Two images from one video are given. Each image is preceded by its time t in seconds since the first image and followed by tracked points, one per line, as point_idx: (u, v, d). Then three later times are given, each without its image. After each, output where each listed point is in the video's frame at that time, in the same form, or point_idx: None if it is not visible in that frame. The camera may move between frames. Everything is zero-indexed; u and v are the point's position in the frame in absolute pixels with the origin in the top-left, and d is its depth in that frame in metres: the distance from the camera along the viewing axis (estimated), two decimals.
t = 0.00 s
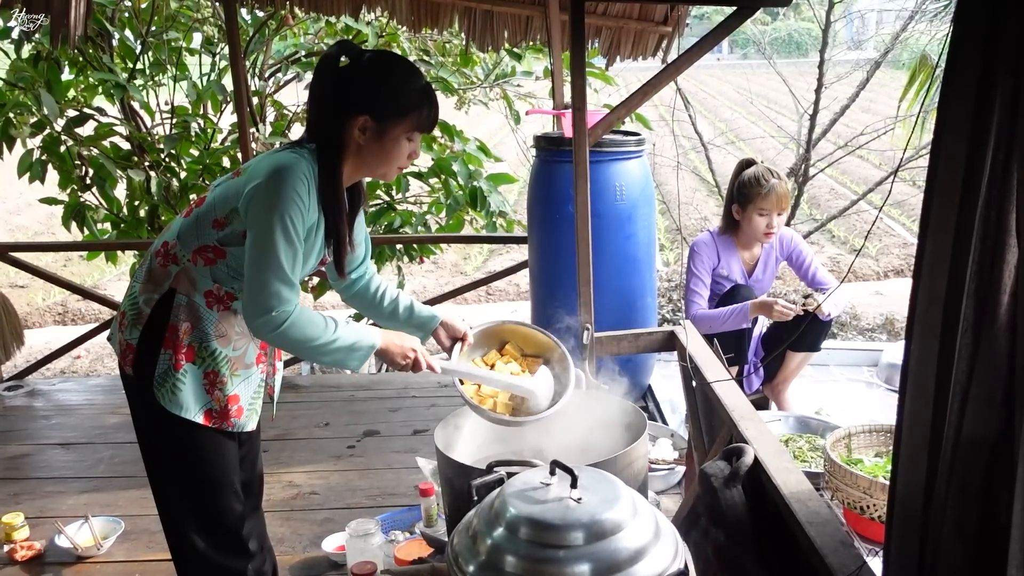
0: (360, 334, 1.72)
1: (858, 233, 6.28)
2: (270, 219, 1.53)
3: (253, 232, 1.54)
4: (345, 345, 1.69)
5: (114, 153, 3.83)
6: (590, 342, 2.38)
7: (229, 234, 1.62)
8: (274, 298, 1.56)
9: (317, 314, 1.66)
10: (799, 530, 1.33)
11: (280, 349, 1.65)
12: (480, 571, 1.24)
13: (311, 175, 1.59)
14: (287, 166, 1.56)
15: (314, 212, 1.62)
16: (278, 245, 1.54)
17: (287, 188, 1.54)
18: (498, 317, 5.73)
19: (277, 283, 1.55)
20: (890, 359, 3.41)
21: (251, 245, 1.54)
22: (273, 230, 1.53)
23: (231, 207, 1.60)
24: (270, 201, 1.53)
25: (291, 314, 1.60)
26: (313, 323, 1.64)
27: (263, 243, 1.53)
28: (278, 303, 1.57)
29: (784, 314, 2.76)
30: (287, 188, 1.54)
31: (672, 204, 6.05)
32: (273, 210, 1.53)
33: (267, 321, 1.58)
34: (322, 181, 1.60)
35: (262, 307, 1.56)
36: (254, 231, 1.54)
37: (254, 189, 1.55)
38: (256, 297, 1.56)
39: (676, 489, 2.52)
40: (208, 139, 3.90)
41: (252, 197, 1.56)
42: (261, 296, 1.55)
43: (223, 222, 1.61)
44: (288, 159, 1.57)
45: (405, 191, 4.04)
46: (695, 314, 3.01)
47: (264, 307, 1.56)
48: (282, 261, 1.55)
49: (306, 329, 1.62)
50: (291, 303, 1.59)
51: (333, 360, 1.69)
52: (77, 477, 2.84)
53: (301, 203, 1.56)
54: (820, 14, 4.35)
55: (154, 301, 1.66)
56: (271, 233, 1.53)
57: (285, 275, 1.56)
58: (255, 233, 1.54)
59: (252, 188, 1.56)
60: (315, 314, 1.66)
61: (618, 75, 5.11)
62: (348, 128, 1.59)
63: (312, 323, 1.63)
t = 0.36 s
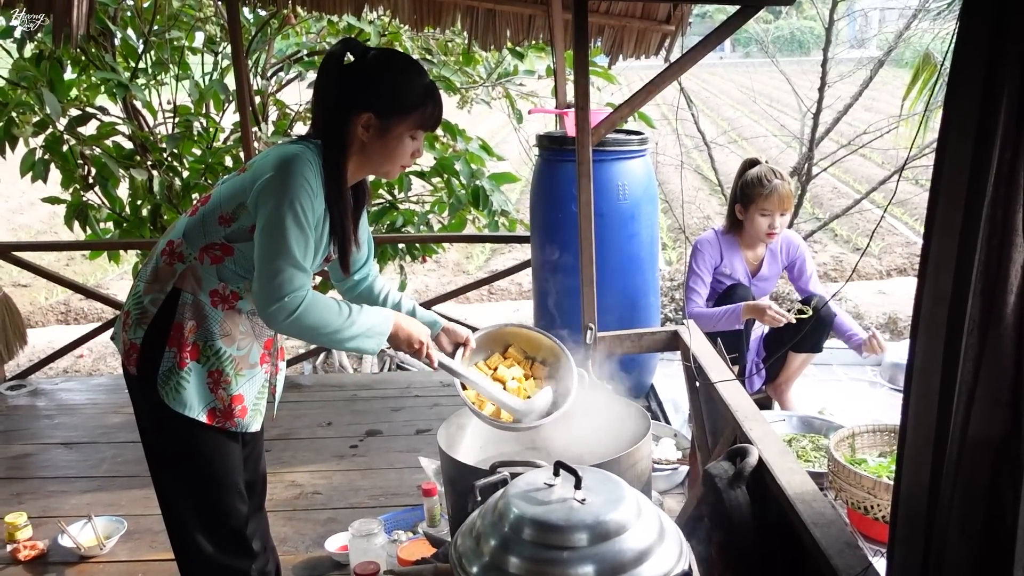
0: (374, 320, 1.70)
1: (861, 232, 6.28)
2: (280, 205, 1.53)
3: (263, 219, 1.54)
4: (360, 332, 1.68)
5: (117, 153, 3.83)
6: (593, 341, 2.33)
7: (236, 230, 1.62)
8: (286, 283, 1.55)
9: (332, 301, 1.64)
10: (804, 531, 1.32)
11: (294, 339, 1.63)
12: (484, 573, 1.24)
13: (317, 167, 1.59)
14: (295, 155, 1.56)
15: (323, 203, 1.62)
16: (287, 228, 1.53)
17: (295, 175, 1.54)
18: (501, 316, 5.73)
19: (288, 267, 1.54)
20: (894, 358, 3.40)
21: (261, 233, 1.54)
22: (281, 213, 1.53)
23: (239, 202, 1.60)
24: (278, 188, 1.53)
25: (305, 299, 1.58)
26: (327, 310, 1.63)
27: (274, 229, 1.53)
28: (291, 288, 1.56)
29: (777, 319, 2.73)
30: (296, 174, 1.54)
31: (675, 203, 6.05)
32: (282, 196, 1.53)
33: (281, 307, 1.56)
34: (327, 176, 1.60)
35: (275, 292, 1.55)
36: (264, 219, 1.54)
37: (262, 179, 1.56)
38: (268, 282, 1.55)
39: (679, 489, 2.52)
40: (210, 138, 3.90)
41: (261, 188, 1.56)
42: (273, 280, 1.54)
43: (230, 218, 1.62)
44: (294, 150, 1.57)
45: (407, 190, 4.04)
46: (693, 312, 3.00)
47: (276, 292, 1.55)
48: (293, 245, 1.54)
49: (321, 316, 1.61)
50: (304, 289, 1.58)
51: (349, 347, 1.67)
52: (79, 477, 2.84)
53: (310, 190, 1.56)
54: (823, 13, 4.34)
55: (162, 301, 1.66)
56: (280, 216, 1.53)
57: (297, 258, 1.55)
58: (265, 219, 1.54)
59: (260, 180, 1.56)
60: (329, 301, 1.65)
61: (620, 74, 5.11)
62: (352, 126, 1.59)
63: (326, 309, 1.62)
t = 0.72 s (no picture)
0: (373, 333, 1.70)
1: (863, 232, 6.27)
2: (284, 211, 1.52)
3: (267, 223, 1.53)
4: (357, 343, 1.67)
5: (119, 152, 3.82)
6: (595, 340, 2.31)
7: (243, 232, 1.61)
8: (283, 289, 1.54)
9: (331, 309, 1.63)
10: (810, 533, 1.32)
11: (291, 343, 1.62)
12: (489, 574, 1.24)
13: (325, 169, 1.58)
14: (304, 160, 1.55)
15: (330, 208, 1.61)
16: (290, 234, 1.52)
17: (302, 180, 1.53)
18: (503, 316, 5.73)
19: (287, 274, 1.53)
20: (897, 358, 3.40)
21: (264, 236, 1.53)
22: (284, 218, 1.52)
23: (246, 204, 1.60)
24: (284, 193, 1.53)
25: (302, 305, 1.58)
26: (326, 318, 1.62)
27: (276, 234, 1.52)
28: (287, 295, 1.55)
29: (780, 324, 2.69)
30: (303, 180, 1.53)
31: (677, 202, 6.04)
32: (287, 201, 1.52)
33: (279, 312, 1.56)
34: (335, 178, 1.59)
35: (273, 298, 1.54)
36: (267, 222, 1.53)
37: (270, 181, 1.55)
38: (266, 287, 1.54)
39: (682, 489, 2.51)
40: (212, 137, 3.90)
41: (266, 191, 1.55)
42: (272, 286, 1.54)
43: (237, 220, 1.61)
44: (303, 153, 1.57)
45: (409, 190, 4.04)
46: (696, 309, 2.97)
47: (275, 298, 1.54)
48: (294, 252, 1.53)
49: (318, 324, 1.60)
50: (303, 296, 1.58)
51: (347, 355, 1.66)
52: (81, 476, 2.83)
53: (315, 196, 1.55)
54: (826, 12, 4.34)
55: (168, 299, 1.64)
56: (284, 222, 1.52)
57: (297, 265, 1.54)
58: (268, 224, 1.53)
59: (268, 183, 1.56)
60: (328, 309, 1.64)
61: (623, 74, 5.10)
62: (358, 125, 1.58)
63: (324, 317, 1.61)
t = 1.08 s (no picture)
0: (384, 348, 1.69)
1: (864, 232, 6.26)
2: (289, 219, 1.51)
3: (272, 232, 1.52)
4: (368, 356, 1.67)
5: (120, 150, 3.81)
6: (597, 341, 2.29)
7: (247, 235, 1.60)
8: (293, 300, 1.54)
9: (340, 319, 1.63)
10: (818, 539, 1.30)
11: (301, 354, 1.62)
12: None
13: (329, 173, 1.57)
14: (308, 165, 1.54)
15: (335, 213, 1.59)
16: (295, 244, 1.51)
17: (306, 186, 1.52)
18: (505, 315, 5.72)
19: (296, 285, 1.53)
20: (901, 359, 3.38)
21: (270, 245, 1.53)
22: (289, 228, 1.50)
23: (250, 208, 1.58)
24: (289, 200, 1.51)
25: (311, 316, 1.57)
26: (334, 327, 1.62)
27: (282, 244, 1.51)
28: (298, 307, 1.55)
29: (785, 324, 2.70)
30: (308, 187, 1.52)
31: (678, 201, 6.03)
32: (292, 209, 1.51)
33: (288, 324, 1.56)
34: (341, 182, 1.58)
35: (281, 309, 1.54)
36: (273, 231, 1.52)
37: (274, 187, 1.54)
38: (274, 298, 1.53)
39: (686, 491, 2.51)
40: (213, 136, 3.88)
41: (270, 197, 1.54)
42: (279, 297, 1.53)
43: (241, 224, 1.60)
44: (308, 158, 1.55)
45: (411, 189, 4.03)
46: (698, 311, 2.94)
47: (283, 309, 1.54)
48: (300, 261, 1.52)
49: (327, 335, 1.60)
50: (311, 307, 1.57)
51: (357, 366, 1.66)
52: (81, 477, 2.82)
53: (320, 203, 1.53)
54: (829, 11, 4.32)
55: (172, 300, 1.63)
56: (289, 232, 1.51)
57: (304, 275, 1.54)
58: (274, 233, 1.52)
59: (271, 189, 1.54)
60: (338, 320, 1.63)
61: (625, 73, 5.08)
62: (362, 129, 1.57)
63: (334, 327, 1.61)
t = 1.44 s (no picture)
0: (401, 352, 1.66)
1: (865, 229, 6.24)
2: (294, 219, 1.47)
3: (279, 233, 1.49)
4: (383, 358, 1.63)
5: (117, 146, 3.77)
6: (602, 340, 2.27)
7: (249, 233, 1.56)
8: (303, 302, 1.51)
9: (353, 321, 1.60)
10: (834, 545, 1.27)
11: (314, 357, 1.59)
12: None
13: (333, 173, 1.53)
14: (312, 163, 1.50)
15: (341, 211, 1.56)
16: (302, 245, 1.48)
17: (310, 185, 1.48)
18: (505, 312, 5.68)
19: (305, 286, 1.50)
20: (906, 357, 3.35)
21: (276, 245, 1.49)
22: (296, 228, 1.47)
23: (252, 207, 1.55)
24: (294, 199, 1.48)
25: (324, 318, 1.54)
26: (347, 329, 1.59)
27: (288, 245, 1.48)
28: (309, 309, 1.52)
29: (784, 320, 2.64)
30: (312, 186, 1.48)
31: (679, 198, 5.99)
32: (298, 208, 1.47)
33: (301, 327, 1.52)
34: (345, 181, 1.55)
35: (291, 312, 1.51)
36: (278, 232, 1.49)
37: (278, 186, 1.50)
38: (285, 301, 1.50)
39: (690, 491, 2.48)
40: (211, 131, 3.84)
41: (274, 195, 1.50)
42: (289, 300, 1.50)
43: (243, 222, 1.56)
44: (311, 156, 1.51)
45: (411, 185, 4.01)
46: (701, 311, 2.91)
47: (295, 312, 1.51)
48: (309, 262, 1.49)
49: (340, 337, 1.57)
50: (323, 309, 1.54)
51: (372, 369, 1.63)
52: (78, 476, 2.79)
53: (325, 202, 1.50)
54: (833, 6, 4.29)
55: (170, 300, 1.59)
56: (297, 232, 1.47)
57: (314, 276, 1.50)
58: (280, 234, 1.48)
59: (274, 188, 1.51)
60: (351, 322, 1.60)
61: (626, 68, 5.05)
62: (365, 129, 1.53)
63: (347, 330, 1.58)
